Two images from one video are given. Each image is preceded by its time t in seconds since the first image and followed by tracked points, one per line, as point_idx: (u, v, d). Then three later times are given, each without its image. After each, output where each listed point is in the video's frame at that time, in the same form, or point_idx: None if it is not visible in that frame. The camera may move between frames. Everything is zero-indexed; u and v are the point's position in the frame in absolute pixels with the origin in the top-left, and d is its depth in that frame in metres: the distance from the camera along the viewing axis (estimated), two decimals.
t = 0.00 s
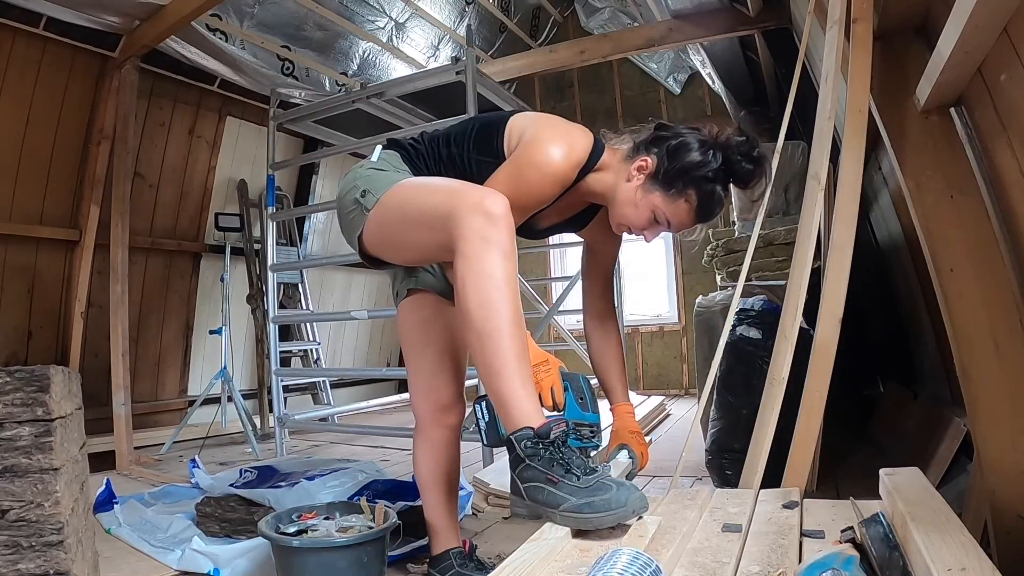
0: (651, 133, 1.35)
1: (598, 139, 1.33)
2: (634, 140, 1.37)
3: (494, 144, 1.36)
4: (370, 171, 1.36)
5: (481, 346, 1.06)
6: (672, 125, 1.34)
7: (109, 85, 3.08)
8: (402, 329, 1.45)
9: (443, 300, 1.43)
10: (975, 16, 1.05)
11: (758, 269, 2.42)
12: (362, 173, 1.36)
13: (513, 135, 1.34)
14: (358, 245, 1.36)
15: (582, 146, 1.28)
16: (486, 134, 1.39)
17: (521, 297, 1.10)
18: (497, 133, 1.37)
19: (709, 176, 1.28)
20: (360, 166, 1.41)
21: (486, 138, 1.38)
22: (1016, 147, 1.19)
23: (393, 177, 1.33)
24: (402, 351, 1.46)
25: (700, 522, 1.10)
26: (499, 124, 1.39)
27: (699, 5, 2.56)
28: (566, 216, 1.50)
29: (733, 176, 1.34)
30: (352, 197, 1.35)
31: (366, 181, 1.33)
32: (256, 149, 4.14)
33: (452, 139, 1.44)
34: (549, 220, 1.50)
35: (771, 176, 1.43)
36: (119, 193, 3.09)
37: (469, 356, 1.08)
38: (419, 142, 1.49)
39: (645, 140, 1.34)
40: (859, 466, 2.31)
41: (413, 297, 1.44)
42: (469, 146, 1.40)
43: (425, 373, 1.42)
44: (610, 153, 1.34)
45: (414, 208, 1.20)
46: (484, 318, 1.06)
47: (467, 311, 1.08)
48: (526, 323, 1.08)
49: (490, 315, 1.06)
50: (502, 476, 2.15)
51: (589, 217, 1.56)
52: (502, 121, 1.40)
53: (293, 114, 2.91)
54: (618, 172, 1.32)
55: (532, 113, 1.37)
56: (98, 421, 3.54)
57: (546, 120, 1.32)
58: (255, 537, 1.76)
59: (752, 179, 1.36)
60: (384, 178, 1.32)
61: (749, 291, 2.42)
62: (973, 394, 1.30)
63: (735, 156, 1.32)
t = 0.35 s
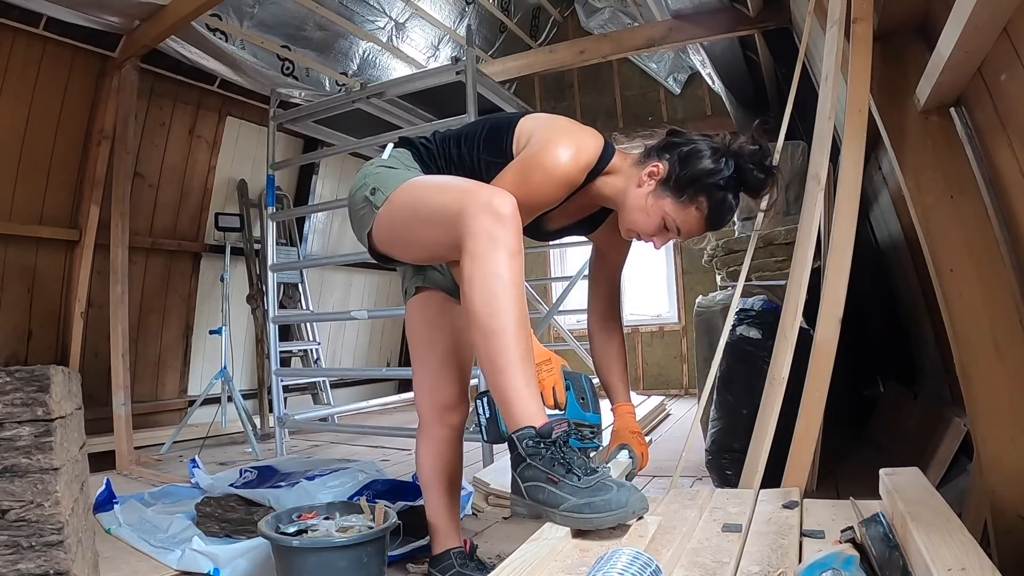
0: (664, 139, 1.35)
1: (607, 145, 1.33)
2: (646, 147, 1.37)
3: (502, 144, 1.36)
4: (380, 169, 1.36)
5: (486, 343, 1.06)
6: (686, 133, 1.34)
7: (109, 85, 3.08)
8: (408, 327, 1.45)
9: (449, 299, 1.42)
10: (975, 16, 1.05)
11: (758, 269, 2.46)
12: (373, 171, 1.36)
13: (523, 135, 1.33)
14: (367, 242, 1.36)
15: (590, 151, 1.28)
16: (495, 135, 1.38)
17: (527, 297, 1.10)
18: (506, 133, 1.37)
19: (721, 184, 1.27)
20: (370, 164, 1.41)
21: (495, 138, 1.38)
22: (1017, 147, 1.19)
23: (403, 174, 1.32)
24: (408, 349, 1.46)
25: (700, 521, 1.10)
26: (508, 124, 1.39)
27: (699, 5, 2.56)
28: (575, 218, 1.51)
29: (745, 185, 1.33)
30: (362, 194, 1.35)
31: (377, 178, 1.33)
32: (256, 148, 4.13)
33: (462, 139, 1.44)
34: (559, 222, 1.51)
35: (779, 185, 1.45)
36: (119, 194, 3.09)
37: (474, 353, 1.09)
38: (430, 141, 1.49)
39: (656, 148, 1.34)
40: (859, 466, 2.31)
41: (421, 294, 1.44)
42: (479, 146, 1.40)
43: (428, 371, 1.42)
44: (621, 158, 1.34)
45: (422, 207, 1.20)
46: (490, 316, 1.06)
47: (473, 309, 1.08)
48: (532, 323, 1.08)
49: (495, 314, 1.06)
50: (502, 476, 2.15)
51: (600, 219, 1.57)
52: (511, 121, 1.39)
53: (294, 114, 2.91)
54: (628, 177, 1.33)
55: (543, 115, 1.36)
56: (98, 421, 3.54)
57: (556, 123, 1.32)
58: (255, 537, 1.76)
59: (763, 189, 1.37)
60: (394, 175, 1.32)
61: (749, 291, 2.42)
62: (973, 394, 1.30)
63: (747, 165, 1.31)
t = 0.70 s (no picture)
0: (666, 146, 1.35)
1: (611, 149, 1.33)
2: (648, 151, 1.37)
3: (505, 145, 1.36)
4: (382, 168, 1.35)
5: (488, 342, 1.06)
6: (689, 141, 1.34)
7: (109, 85, 3.08)
8: (409, 326, 1.45)
9: (450, 298, 1.42)
10: (975, 16, 1.05)
11: (758, 269, 2.45)
12: (375, 170, 1.36)
13: (527, 136, 1.34)
14: (370, 241, 1.36)
15: (592, 155, 1.28)
16: (498, 135, 1.39)
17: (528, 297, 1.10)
18: (509, 134, 1.37)
19: (722, 195, 1.26)
20: (373, 163, 1.41)
21: (498, 138, 1.38)
22: (1017, 147, 1.19)
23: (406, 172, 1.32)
24: (409, 350, 1.45)
25: (700, 521, 1.10)
26: (511, 125, 1.39)
27: (699, 5, 2.56)
28: (578, 223, 1.52)
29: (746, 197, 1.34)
30: (365, 194, 1.35)
31: (379, 176, 1.33)
32: (256, 148, 4.13)
33: (465, 139, 1.44)
34: (562, 225, 1.51)
35: (782, 189, 1.45)
36: (119, 194, 3.09)
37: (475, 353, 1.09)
38: (433, 142, 1.49)
39: (658, 152, 1.34)
40: (859, 466, 2.31)
41: (422, 294, 1.44)
42: (482, 146, 1.40)
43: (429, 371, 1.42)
44: (625, 164, 1.35)
45: (425, 207, 1.20)
46: (492, 315, 1.06)
47: (475, 308, 1.08)
48: (533, 323, 1.08)
49: (497, 313, 1.06)
50: (502, 476, 2.15)
51: (602, 224, 1.57)
52: (515, 122, 1.39)
53: (293, 114, 2.91)
54: (631, 182, 1.33)
55: (547, 117, 1.37)
56: (98, 421, 3.54)
57: (559, 124, 1.32)
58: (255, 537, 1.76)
59: (763, 200, 1.38)
60: (397, 174, 1.32)
61: (749, 291, 2.42)
62: (973, 393, 1.30)
63: (749, 177, 1.31)
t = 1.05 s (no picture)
0: (667, 147, 1.35)
1: (612, 149, 1.33)
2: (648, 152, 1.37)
3: (506, 145, 1.36)
4: (381, 168, 1.36)
5: (489, 341, 1.06)
6: (690, 142, 1.34)
7: (109, 85, 3.08)
8: (409, 326, 1.45)
9: (450, 298, 1.42)
10: (975, 16, 1.05)
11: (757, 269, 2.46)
12: (374, 169, 1.36)
13: (528, 135, 1.34)
14: (370, 241, 1.36)
15: (594, 155, 1.28)
16: (499, 135, 1.38)
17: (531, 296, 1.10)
18: (509, 134, 1.37)
19: (724, 196, 1.26)
20: (371, 163, 1.41)
21: (498, 139, 1.38)
22: (1017, 147, 1.19)
23: (404, 172, 1.32)
24: (408, 350, 1.45)
25: (700, 521, 1.10)
26: (511, 125, 1.39)
27: (699, 5, 2.56)
28: (578, 223, 1.52)
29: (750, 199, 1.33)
30: (364, 193, 1.35)
31: (378, 176, 1.33)
32: (256, 148, 4.14)
33: (465, 140, 1.44)
34: (562, 226, 1.51)
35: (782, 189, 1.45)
36: (119, 194, 3.09)
37: (477, 352, 1.09)
38: (431, 141, 1.49)
39: (659, 153, 1.34)
40: (859, 466, 2.31)
41: (421, 295, 1.44)
42: (482, 146, 1.40)
43: (429, 372, 1.42)
44: (625, 165, 1.34)
45: (428, 206, 1.20)
46: (494, 314, 1.06)
47: (477, 307, 1.08)
48: (536, 322, 1.08)
49: (498, 312, 1.06)
50: (502, 476, 2.15)
51: (602, 224, 1.57)
52: (515, 122, 1.39)
53: (293, 114, 2.91)
54: (631, 183, 1.32)
55: (549, 117, 1.37)
56: (98, 421, 3.54)
57: (562, 124, 1.32)
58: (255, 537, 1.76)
59: (764, 201, 1.38)
60: (395, 173, 1.32)
61: (749, 291, 2.42)
62: (973, 393, 1.30)
63: (750, 177, 1.31)
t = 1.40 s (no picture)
0: (668, 148, 1.35)
1: (612, 149, 1.33)
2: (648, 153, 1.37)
3: (506, 146, 1.36)
4: (380, 167, 1.36)
5: (491, 340, 1.07)
6: (691, 143, 1.34)
7: (109, 85, 3.08)
8: (408, 326, 1.45)
9: (449, 298, 1.42)
10: (975, 17, 1.05)
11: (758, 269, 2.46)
12: (373, 169, 1.36)
13: (529, 136, 1.34)
14: (369, 240, 1.35)
15: (594, 156, 1.28)
16: (498, 135, 1.39)
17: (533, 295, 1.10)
18: (509, 134, 1.37)
19: (725, 198, 1.26)
20: (370, 162, 1.41)
21: (499, 138, 1.38)
22: (1017, 147, 1.19)
23: (403, 171, 1.32)
24: (408, 350, 1.45)
25: (700, 522, 1.10)
26: (512, 125, 1.39)
27: (699, 5, 2.56)
28: (578, 224, 1.52)
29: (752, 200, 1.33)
30: (363, 193, 1.35)
31: (378, 175, 1.33)
32: (256, 148, 4.14)
33: (465, 139, 1.44)
34: (562, 226, 1.51)
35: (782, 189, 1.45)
36: (119, 194, 3.09)
37: (478, 351, 1.09)
38: (430, 141, 1.49)
39: (659, 154, 1.34)
40: (859, 466, 2.31)
41: (421, 295, 1.44)
42: (482, 146, 1.40)
43: (428, 371, 1.42)
44: (625, 165, 1.34)
45: (430, 205, 1.20)
46: (497, 313, 1.06)
47: (480, 306, 1.08)
48: (538, 322, 1.08)
49: (501, 311, 1.07)
50: (502, 476, 2.15)
51: (602, 225, 1.57)
52: (515, 122, 1.39)
53: (293, 114, 2.91)
54: (632, 185, 1.32)
55: (550, 117, 1.37)
56: (98, 421, 3.53)
57: (563, 124, 1.32)
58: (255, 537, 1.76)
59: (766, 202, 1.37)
60: (394, 172, 1.32)
61: (749, 291, 2.42)
62: (973, 393, 1.30)
63: (751, 178, 1.30)
